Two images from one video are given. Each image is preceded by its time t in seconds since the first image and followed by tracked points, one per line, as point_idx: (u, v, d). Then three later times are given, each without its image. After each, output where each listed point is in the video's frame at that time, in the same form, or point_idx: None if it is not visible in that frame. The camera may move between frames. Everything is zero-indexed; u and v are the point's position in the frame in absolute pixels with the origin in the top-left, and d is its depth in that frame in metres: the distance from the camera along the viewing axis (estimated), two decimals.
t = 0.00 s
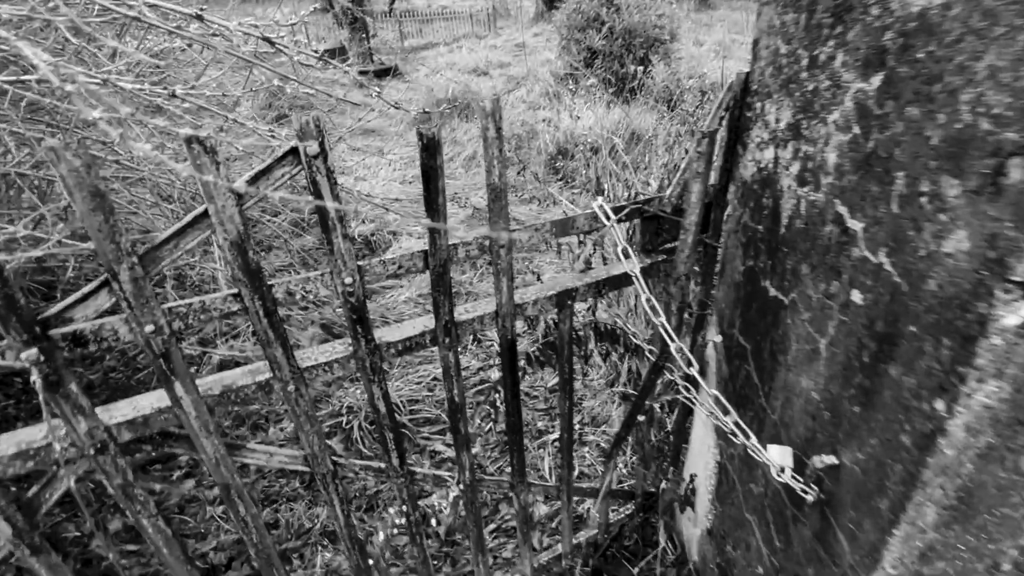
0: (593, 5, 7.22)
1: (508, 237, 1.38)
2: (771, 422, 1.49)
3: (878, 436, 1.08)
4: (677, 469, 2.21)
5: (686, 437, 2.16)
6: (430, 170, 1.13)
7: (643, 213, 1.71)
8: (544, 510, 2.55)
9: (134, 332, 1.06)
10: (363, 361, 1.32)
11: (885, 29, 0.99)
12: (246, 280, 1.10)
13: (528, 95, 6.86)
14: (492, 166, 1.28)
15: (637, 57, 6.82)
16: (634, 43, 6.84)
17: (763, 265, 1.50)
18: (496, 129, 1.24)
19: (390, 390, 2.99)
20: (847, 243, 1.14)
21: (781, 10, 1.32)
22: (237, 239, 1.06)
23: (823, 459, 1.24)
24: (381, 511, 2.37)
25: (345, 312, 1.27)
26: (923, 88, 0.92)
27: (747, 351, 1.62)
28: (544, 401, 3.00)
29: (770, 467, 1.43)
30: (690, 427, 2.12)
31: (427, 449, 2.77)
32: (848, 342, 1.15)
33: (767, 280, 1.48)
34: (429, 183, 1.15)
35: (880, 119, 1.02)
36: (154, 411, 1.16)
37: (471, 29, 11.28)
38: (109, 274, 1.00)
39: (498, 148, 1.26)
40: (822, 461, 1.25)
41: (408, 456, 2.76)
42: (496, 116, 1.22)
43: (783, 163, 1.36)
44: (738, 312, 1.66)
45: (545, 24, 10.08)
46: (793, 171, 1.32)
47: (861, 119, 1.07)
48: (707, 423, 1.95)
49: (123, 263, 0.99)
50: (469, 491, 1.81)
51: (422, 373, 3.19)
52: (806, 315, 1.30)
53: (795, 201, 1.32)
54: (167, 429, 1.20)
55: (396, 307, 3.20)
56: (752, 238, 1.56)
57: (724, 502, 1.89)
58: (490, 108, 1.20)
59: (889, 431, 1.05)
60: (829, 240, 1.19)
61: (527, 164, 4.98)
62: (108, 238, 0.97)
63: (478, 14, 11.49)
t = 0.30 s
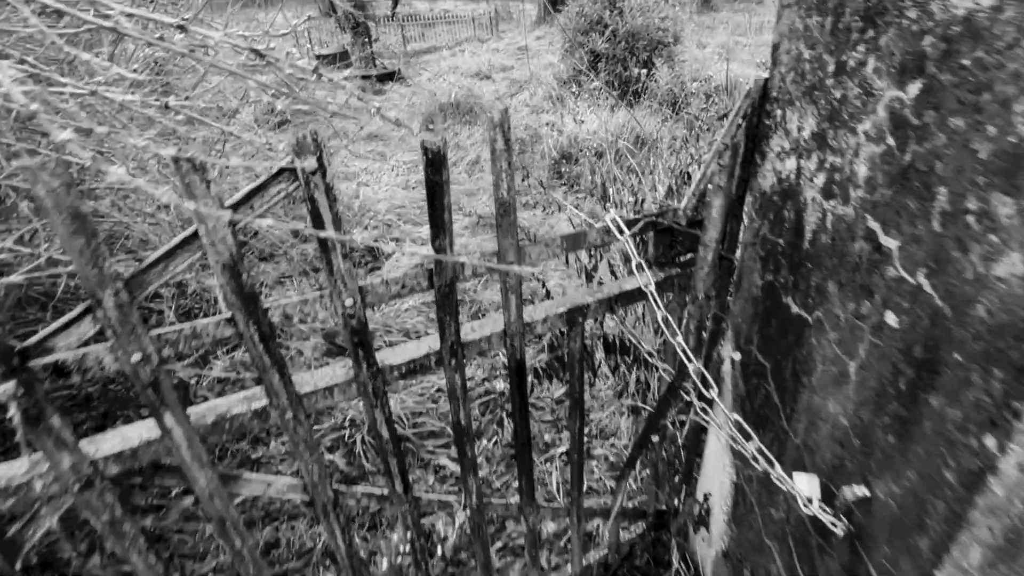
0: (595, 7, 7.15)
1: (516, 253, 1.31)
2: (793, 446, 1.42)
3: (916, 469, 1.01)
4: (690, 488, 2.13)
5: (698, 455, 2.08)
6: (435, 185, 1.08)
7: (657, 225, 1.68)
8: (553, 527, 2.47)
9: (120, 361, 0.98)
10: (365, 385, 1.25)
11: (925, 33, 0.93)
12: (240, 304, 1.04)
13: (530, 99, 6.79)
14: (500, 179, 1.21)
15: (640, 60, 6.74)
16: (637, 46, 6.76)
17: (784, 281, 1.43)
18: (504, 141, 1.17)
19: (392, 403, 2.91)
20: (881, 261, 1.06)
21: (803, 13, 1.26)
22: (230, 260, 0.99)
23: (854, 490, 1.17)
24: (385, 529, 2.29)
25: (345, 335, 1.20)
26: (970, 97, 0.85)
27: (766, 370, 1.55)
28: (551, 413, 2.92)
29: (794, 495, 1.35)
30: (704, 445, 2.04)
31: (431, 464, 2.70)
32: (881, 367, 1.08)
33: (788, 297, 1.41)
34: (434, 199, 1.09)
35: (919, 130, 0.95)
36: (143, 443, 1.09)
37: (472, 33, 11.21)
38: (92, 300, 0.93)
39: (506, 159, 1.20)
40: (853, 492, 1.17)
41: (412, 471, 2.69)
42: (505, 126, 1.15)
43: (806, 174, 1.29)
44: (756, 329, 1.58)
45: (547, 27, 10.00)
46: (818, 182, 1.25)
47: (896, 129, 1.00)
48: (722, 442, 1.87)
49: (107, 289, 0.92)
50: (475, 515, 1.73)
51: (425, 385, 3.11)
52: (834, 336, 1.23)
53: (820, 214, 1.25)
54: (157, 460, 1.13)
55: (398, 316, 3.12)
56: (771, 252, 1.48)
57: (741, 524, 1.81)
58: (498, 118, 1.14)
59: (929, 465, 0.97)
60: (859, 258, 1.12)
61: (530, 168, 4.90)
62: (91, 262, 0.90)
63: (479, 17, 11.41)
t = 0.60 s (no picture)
0: (596, 13, 7.08)
1: (525, 271, 1.25)
2: (812, 468, 1.37)
3: (949, 498, 0.96)
4: (701, 506, 2.06)
5: (710, 472, 2.02)
6: (441, 203, 1.02)
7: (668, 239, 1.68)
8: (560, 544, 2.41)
9: (108, 390, 0.93)
10: (367, 408, 1.20)
11: (956, 40, 0.89)
12: (236, 327, 0.98)
13: (532, 104, 6.71)
14: (507, 194, 1.16)
15: (642, 65, 6.67)
16: (638, 52, 6.70)
17: (801, 295, 1.37)
18: (511, 154, 1.12)
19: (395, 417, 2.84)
20: (908, 277, 1.02)
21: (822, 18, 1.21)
22: (225, 282, 0.94)
23: (880, 518, 1.11)
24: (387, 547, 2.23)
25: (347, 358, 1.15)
26: (1012, 106, 0.80)
27: (782, 386, 1.49)
28: (556, 426, 2.86)
29: (816, 521, 1.30)
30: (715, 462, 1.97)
31: (434, 478, 2.63)
32: (909, 389, 1.03)
33: (806, 312, 1.36)
34: (440, 217, 1.04)
35: (951, 141, 0.90)
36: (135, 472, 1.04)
37: (473, 39, 11.15)
38: (81, 326, 0.88)
39: (514, 173, 1.15)
40: (879, 520, 1.12)
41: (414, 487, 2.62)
42: (512, 138, 1.10)
43: (826, 186, 1.24)
44: (770, 344, 1.53)
45: (547, 33, 9.93)
46: (838, 195, 1.20)
47: (924, 141, 0.95)
48: (734, 459, 1.81)
49: (97, 314, 0.87)
50: (482, 538, 1.66)
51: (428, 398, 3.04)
52: (856, 354, 1.18)
53: (841, 227, 1.19)
54: (151, 490, 1.08)
55: (400, 327, 3.06)
56: (787, 264, 1.43)
57: (755, 545, 1.74)
58: (505, 131, 1.09)
59: (965, 495, 0.92)
60: (887, 274, 1.07)
61: (532, 174, 4.84)
62: (78, 286, 0.85)
63: (479, 23, 11.36)
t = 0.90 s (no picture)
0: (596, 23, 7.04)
1: (535, 294, 1.20)
2: (836, 497, 1.31)
3: (990, 536, 0.89)
4: (714, 530, 1.99)
5: (724, 495, 1.95)
6: (449, 226, 0.98)
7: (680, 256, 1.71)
8: (568, 568, 2.33)
9: (96, 426, 0.87)
10: (368, 440, 1.14)
11: (992, 52, 0.85)
12: (231, 358, 0.93)
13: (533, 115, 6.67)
14: (517, 214, 1.13)
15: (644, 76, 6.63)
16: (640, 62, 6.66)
17: (822, 316, 1.32)
18: (521, 172, 1.12)
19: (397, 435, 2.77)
20: (942, 300, 0.96)
21: (843, 29, 1.16)
22: (220, 312, 0.89)
23: (912, 554, 1.05)
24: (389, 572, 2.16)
25: (349, 389, 1.09)
26: None
27: (802, 410, 1.43)
28: (562, 443, 2.79)
29: (842, 553, 1.23)
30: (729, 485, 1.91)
31: (438, 498, 2.54)
32: (943, 418, 0.98)
33: (827, 333, 1.30)
34: (447, 240, 1.00)
35: (988, 158, 0.85)
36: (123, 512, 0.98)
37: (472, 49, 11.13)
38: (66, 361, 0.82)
39: (524, 192, 1.14)
40: (911, 557, 1.06)
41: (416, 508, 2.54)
42: (521, 155, 1.10)
43: (848, 203, 1.19)
44: (788, 365, 1.48)
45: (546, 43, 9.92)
46: (861, 212, 1.15)
47: (958, 157, 0.90)
48: (750, 483, 1.74)
49: (82, 347, 0.82)
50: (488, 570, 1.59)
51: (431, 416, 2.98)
52: (883, 379, 1.12)
53: (866, 247, 1.14)
54: (140, 530, 1.01)
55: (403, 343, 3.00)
56: (806, 283, 1.38)
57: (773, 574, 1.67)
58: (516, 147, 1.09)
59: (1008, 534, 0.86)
60: (917, 296, 1.02)
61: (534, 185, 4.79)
62: (64, 318, 0.80)
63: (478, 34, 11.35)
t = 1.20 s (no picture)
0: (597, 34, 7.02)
1: (546, 322, 1.15)
2: (861, 531, 1.24)
3: None
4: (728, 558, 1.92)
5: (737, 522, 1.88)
6: (457, 256, 0.94)
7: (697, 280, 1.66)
8: None
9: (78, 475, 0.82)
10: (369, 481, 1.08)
11: None
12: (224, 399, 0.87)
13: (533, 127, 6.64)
14: (528, 242, 1.10)
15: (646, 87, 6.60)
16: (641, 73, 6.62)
17: (843, 341, 1.27)
18: (531, 201, 1.12)
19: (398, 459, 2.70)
20: (978, 331, 0.91)
21: (866, 45, 1.12)
22: (214, 352, 0.83)
23: None
24: None
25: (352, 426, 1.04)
26: None
27: (822, 438, 1.38)
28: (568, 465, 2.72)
29: None
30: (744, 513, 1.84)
31: (441, 523, 2.47)
32: (982, 456, 0.92)
33: (849, 360, 1.25)
34: (456, 270, 0.96)
35: None
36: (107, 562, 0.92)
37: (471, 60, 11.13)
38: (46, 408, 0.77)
39: (534, 221, 1.11)
40: None
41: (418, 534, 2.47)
42: (531, 183, 1.09)
43: (871, 226, 1.14)
44: (807, 391, 1.42)
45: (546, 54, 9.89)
46: (886, 235, 1.10)
47: (995, 180, 0.85)
48: (766, 512, 1.67)
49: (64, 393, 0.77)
50: None
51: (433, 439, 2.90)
52: (914, 412, 1.06)
53: (892, 272, 1.09)
54: None
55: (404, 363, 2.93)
56: (825, 307, 1.33)
57: None
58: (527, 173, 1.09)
59: None
60: (950, 325, 0.96)
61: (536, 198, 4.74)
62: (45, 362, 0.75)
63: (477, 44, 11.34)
